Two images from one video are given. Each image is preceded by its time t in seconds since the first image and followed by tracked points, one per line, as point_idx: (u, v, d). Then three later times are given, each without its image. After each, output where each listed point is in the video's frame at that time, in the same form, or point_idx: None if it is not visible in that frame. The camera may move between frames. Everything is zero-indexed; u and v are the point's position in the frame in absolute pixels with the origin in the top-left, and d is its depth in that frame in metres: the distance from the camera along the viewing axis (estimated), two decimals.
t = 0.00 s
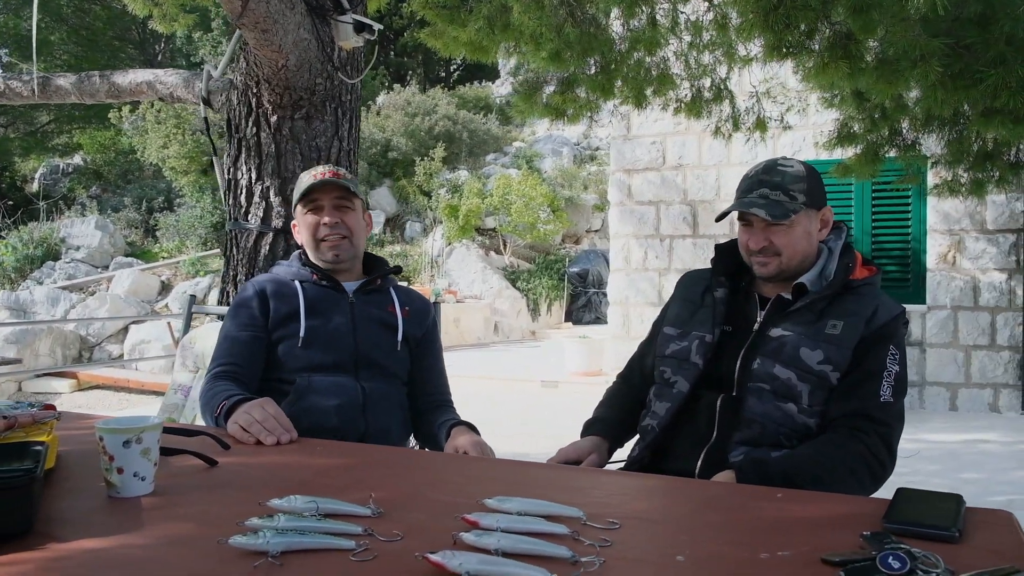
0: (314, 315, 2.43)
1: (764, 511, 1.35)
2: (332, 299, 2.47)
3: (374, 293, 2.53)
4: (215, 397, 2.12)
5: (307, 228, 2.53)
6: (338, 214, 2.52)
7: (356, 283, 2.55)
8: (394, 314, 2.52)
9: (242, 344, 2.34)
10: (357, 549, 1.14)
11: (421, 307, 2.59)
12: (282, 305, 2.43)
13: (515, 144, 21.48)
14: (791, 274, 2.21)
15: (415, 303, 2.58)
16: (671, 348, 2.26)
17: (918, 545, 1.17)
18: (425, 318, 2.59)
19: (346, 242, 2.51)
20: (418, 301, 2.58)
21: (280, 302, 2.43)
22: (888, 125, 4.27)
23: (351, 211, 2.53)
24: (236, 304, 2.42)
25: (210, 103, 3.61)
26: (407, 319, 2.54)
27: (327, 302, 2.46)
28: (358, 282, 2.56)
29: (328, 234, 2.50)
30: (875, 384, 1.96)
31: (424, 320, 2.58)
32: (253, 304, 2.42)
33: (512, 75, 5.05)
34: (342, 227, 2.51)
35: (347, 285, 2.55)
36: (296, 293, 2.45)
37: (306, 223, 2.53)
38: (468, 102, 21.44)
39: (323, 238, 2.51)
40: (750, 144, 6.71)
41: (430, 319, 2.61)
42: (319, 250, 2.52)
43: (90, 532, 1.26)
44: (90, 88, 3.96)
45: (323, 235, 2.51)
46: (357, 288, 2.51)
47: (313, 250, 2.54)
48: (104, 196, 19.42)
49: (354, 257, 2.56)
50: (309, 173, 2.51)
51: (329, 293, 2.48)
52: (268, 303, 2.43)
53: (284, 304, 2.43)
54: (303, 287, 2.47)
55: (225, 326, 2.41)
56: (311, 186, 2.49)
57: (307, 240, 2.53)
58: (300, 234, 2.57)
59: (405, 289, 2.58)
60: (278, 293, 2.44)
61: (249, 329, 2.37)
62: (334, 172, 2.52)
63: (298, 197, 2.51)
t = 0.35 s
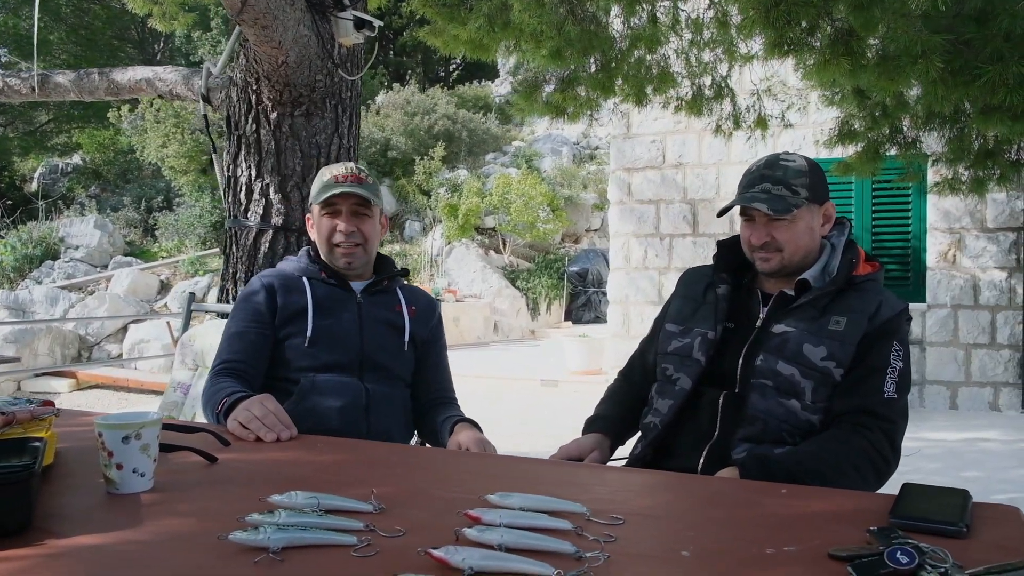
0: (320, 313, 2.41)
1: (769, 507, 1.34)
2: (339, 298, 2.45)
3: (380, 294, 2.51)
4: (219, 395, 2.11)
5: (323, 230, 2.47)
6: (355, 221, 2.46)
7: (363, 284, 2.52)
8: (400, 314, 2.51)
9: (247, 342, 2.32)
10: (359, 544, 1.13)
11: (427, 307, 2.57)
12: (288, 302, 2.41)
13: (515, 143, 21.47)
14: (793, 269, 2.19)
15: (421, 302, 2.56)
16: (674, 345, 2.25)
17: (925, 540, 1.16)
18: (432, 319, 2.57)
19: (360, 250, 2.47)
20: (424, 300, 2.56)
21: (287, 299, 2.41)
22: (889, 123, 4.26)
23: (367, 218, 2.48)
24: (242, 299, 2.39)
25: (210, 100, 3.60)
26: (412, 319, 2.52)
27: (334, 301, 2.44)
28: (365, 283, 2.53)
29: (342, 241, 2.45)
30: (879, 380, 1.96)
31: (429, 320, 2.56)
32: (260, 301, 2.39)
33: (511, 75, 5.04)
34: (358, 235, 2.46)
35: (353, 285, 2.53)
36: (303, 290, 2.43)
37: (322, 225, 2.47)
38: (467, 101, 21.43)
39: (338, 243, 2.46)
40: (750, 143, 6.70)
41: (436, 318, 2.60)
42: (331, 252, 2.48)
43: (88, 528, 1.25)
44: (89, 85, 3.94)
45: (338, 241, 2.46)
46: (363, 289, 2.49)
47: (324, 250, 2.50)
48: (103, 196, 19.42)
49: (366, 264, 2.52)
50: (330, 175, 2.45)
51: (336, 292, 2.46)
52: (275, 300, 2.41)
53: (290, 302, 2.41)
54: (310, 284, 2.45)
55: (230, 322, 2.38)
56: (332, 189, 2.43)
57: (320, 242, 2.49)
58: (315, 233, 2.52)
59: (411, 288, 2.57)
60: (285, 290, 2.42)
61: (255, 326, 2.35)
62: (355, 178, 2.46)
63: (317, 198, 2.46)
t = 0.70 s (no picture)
0: (318, 310, 2.39)
1: (769, 504, 1.31)
2: (337, 295, 2.42)
3: (378, 291, 2.49)
4: (214, 391, 2.08)
5: (325, 225, 2.46)
6: (357, 216, 2.45)
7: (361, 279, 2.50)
8: (398, 311, 2.48)
9: (244, 339, 2.30)
10: (350, 541, 1.11)
11: (426, 304, 2.55)
12: (286, 299, 2.39)
13: (517, 143, 21.46)
14: (794, 265, 2.17)
15: (419, 299, 2.54)
16: (673, 342, 2.23)
17: (927, 538, 1.14)
18: (430, 316, 2.55)
19: (362, 245, 2.45)
20: (422, 298, 2.54)
21: (285, 295, 2.39)
22: (891, 120, 4.23)
23: (369, 214, 2.48)
24: (239, 297, 2.37)
25: (208, 97, 3.57)
26: (411, 316, 2.50)
27: (332, 298, 2.42)
28: (363, 279, 2.51)
29: (344, 236, 2.44)
30: (881, 377, 1.93)
31: (428, 317, 2.54)
32: (257, 298, 2.37)
33: (513, 74, 5.01)
34: (361, 231, 2.44)
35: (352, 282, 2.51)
36: (301, 287, 2.41)
37: (324, 220, 2.46)
38: (470, 100, 21.41)
39: (339, 237, 2.44)
40: (751, 141, 6.67)
41: (435, 316, 2.57)
42: (331, 248, 2.46)
43: (74, 525, 1.23)
44: (87, 83, 3.93)
45: (339, 235, 2.44)
46: (361, 285, 2.47)
47: (325, 245, 2.48)
48: (105, 195, 19.47)
49: (366, 259, 2.50)
50: (335, 169, 2.44)
51: (334, 289, 2.43)
52: (272, 297, 2.39)
53: (287, 299, 2.39)
54: (307, 281, 2.43)
55: (228, 319, 2.36)
56: (336, 184, 2.41)
57: (322, 237, 2.47)
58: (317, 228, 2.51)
59: (410, 286, 2.54)
60: (283, 288, 2.40)
61: (253, 323, 2.33)
62: (358, 172, 2.45)
63: (320, 193, 2.44)
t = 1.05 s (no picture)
0: (316, 310, 2.37)
1: (761, 507, 1.29)
2: (336, 295, 2.41)
3: (377, 291, 2.47)
4: (210, 392, 2.06)
5: (321, 226, 2.45)
6: (353, 218, 2.44)
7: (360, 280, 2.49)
8: (397, 312, 2.47)
9: (242, 340, 2.28)
10: (332, 544, 1.10)
11: (425, 305, 2.53)
12: (284, 298, 2.37)
13: (527, 142, 21.44)
14: (795, 262, 2.15)
15: (419, 299, 2.52)
16: (673, 342, 2.20)
17: (923, 543, 1.11)
18: (430, 316, 2.54)
19: (356, 247, 2.44)
20: (421, 298, 2.53)
21: (283, 295, 2.38)
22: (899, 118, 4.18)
23: (364, 215, 2.46)
24: (237, 297, 2.36)
25: (211, 96, 3.56)
26: (410, 316, 2.48)
27: (330, 298, 2.40)
28: (362, 279, 2.50)
29: (339, 237, 2.43)
30: (882, 376, 1.91)
31: (427, 317, 2.53)
32: (255, 298, 2.35)
33: (520, 73, 4.98)
34: (356, 234, 2.43)
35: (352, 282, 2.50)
36: (299, 287, 2.40)
37: (320, 222, 2.46)
38: (479, 100, 21.41)
39: (334, 238, 2.43)
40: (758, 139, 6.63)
41: (435, 315, 2.55)
42: (326, 249, 2.45)
43: (56, 526, 1.22)
44: (91, 83, 3.94)
45: (334, 237, 2.43)
46: (359, 285, 2.45)
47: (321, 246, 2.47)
48: (116, 195, 19.59)
49: (362, 261, 2.49)
50: (330, 169, 2.43)
51: (332, 289, 2.42)
52: (270, 297, 2.38)
53: (285, 299, 2.37)
54: (306, 281, 2.41)
55: (225, 320, 2.35)
56: (330, 184, 2.40)
57: (318, 238, 2.46)
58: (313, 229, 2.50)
59: (409, 286, 2.53)
60: (280, 287, 2.39)
61: (250, 324, 2.31)
62: (354, 173, 2.43)
63: (315, 193, 2.43)
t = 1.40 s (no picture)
0: (322, 308, 2.37)
1: (760, 505, 1.26)
2: (341, 292, 2.41)
3: (383, 288, 2.47)
4: (215, 389, 2.06)
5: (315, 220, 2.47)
6: (341, 215, 2.42)
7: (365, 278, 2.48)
8: (403, 309, 2.46)
9: (248, 337, 2.28)
10: (319, 539, 1.09)
11: (431, 303, 2.53)
12: (290, 296, 2.37)
13: (545, 142, 21.40)
14: (788, 257, 2.10)
15: (426, 297, 2.52)
16: (680, 339, 2.17)
17: (922, 542, 1.08)
18: (436, 313, 2.53)
19: (346, 244, 2.43)
20: (428, 295, 2.52)
21: (288, 292, 2.38)
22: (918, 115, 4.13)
23: (357, 212, 2.43)
24: (243, 294, 2.36)
25: (224, 96, 3.57)
26: (416, 313, 2.47)
27: (336, 295, 2.40)
28: (367, 277, 2.49)
29: (328, 233, 2.42)
30: (893, 374, 1.87)
31: (433, 314, 2.52)
32: (261, 296, 2.35)
33: (537, 72, 4.95)
34: (345, 230, 2.41)
35: (357, 278, 2.49)
36: (305, 284, 2.40)
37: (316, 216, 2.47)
38: (498, 100, 21.41)
39: (324, 234, 2.43)
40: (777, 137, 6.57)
41: (441, 313, 2.55)
42: (322, 245, 2.46)
43: (49, 519, 1.22)
44: (107, 82, 3.97)
45: (324, 233, 2.43)
46: (365, 282, 2.45)
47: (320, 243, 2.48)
48: (139, 196, 19.80)
49: (357, 258, 2.48)
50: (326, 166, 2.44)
51: (337, 286, 2.41)
52: (276, 294, 2.38)
53: (291, 296, 2.38)
54: (312, 278, 2.41)
55: (231, 317, 2.35)
56: (321, 180, 2.41)
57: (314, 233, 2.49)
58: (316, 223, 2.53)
59: (416, 283, 2.52)
60: (286, 284, 2.39)
61: (256, 321, 2.31)
62: (346, 170, 2.43)
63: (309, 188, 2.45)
